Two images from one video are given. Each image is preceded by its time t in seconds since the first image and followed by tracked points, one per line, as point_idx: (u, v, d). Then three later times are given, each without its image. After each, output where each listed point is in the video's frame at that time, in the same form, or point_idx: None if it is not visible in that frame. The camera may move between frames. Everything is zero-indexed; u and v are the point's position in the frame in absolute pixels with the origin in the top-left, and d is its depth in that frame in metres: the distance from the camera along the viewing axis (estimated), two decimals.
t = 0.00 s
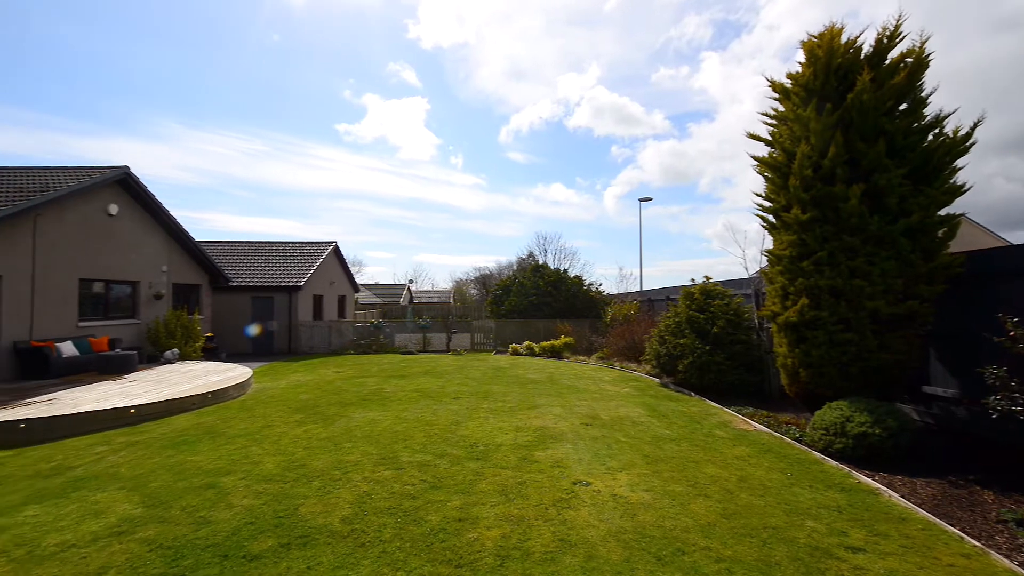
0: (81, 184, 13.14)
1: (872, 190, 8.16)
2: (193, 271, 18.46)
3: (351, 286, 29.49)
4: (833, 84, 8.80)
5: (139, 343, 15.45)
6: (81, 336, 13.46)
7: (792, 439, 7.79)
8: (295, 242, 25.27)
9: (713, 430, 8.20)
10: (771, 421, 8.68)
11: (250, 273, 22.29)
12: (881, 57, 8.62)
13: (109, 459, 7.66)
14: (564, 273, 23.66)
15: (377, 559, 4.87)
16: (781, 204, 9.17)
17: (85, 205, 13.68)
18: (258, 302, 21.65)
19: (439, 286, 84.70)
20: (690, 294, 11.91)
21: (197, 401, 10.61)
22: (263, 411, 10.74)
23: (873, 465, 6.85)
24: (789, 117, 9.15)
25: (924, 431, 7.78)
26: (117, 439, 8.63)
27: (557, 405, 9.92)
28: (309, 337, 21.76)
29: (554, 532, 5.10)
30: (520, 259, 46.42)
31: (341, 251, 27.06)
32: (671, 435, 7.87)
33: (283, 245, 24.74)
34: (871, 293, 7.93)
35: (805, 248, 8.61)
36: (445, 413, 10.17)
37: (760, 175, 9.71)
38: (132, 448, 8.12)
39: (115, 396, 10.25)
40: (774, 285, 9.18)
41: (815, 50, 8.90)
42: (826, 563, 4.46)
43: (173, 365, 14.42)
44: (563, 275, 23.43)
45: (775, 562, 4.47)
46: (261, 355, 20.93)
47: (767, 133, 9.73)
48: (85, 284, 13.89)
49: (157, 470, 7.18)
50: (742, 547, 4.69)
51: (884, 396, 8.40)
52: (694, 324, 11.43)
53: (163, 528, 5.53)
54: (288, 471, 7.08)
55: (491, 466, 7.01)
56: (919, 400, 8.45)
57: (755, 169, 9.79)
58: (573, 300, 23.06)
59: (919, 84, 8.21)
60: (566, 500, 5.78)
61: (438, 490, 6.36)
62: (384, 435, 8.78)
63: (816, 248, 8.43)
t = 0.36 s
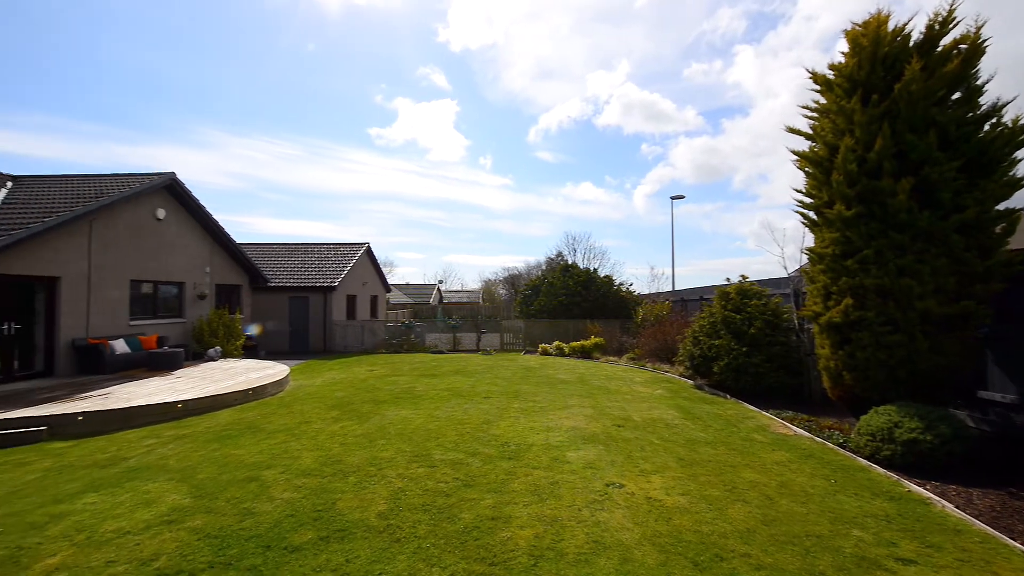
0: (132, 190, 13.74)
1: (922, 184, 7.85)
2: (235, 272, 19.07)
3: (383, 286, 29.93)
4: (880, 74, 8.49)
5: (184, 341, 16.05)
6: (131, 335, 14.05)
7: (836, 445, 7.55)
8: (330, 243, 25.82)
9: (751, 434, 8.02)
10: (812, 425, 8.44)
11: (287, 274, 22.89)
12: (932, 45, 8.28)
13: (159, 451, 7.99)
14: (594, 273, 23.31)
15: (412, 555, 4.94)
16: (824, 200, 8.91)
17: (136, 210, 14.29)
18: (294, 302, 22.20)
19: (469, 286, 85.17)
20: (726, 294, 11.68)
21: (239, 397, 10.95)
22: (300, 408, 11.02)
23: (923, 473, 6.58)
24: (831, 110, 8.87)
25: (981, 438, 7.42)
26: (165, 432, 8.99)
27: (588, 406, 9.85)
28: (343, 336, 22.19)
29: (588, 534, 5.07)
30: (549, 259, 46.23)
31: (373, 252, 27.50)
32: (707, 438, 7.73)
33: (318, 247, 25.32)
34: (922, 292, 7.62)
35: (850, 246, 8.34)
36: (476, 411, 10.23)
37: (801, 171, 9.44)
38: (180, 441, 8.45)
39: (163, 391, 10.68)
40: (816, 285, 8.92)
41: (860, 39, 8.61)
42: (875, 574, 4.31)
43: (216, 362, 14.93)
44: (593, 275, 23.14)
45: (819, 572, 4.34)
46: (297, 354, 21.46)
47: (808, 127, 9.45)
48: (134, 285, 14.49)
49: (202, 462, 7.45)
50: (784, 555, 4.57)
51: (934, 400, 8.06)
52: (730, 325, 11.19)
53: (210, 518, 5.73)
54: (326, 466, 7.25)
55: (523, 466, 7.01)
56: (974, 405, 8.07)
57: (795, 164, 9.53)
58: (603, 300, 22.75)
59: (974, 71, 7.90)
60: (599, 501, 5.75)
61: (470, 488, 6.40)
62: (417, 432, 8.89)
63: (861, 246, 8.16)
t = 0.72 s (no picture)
0: (178, 195, 14.29)
1: (979, 177, 7.51)
2: (274, 273, 19.61)
3: (414, 286, 30.32)
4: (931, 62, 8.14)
5: (226, 339, 16.60)
6: (177, 332, 14.62)
7: (883, 452, 7.29)
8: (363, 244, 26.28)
9: (791, 438, 7.80)
10: (857, 431, 8.16)
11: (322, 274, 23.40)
12: (988, 30, 7.91)
13: (204, 444, 8.28)
14: (625, 272, 23.07)
15: (447, 552, 4.98)
16: (870, 195, 8.60)
17: (181, 214, 14.82)
18: (329, 302, 22.68)
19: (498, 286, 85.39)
20: (764, 294, 11.41)
21: (278, 393, 11.25)
22: (336, 404, 11.26)
23: (980, 483, 6.28)
24: (878, 101, 8.55)
25: None
26: (210, 426, 9.30)
27: (620, 407, 9.76)
28: (376, 335, 22.58)
29: (623, 537, 5.01)
30: (578, 259, 45.97)
31: (405, 253, 27.88)
32: (744, 442, 7.55)
33: (351, 248, 25.80)
34: (978, 292, 7.28)
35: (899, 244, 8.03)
36: (507, 411, 10.25)
37: (845, 165, 9.14)
38: (223, 435, 8.73)
39: (208, 387, 11.06)
40: (861, 284, 8.62)
41: (908, 26, 8.28)
42: None
43: (256, 360, 15.38)
44: (624, 275, 22.90)
45: None
46: (332, 352, 21.91)
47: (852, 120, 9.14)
48: (180, 285, 15.04)
49: (245, 456, 7.68)
50: (829, 565, 4.43)
51: (990, 404, 7.68)
52: (769, 326, 10.90)
53: (253, 510, 5.90)
54: (361, 462, 7.39)
55: (556, 466, 6.98)
56: None
57: (839, 158, 9.23)
58: (634, 300, 22.43)
59: None
60: (634, 504, 5.68)
61: (503, 487, 6.41)
62: (450, 431, 8.97)
63: (911, 243, 7.84)
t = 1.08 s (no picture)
0: (223, 199, 14.83)
1: None
2: (312, 273, 20.11)
3: (446, 286, 30.55)
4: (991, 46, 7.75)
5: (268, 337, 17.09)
6: (223, 331, 15.14)
7: (939, 461, 6.97)
8: (396, 245, 26.68)
9: (837, 444, 7.53)
10: (910, 439, 7.83)
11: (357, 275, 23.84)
12: None
13: (248, 438, 8.55)
14: (658, 272, 22.71)
15: (483, 550, 5.01)
16: (924, 189, 8.23)
17: (226, 217, 15.32)
18: (364, 302, 23.08)
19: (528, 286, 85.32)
20: (807, 294, 11.10)
21: (317, 390, 11.52)
22: (372, 402, 11.45)
23: None
24: (931, 90, 8.19)
25: None
26: (253, 421, 9.60)
27: (654, 409, 9.61)
28: (409, 335, 22.86)
29: (661, 541, 4.94)
30: (609, 259, 45.51)
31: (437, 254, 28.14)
32: (787, 448, 7.34)
33: (385, 249, 26.19)
34: None
35: (956, 240, 7.66)
36: (540, 411, 10.23)
37: (896, 158, 8.77)
38: (266, 430, 8.99)
39: (251, 383, 11.41)
40: (915, 283, 8.27)
41: (965, 10, 7.89)
42: None
43: (295, 358, 15.79)
44: (657, 274, 22.54)
45: None
46: (367, 351, 22.29)
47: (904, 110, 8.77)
48: (225, 286, 15.56)
49: (287, 450, 7.90)
50: None
51: None
52: (812, 327, 10.56)
53: (295, 502, 6.06)
54: (398, 459, 7.49)
55: (590, 468, 6.92)
56: None
57: (889, 151, 8.87)
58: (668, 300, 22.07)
59: None
60: (672, 508, 5.58)
61: (537, 487, 6.39)
62: (484, 430, 9.01)
63: (970, 239, 7.48)
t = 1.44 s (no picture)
0: (264, 203, 15.28)
1: None
2: (347, 274, 20.52)
3: (476, 287, 30.67)
4: None
5: (305, 336, 17.50)
6: (263, 330, 15.57)
7: (999, 471, 6.63)
8: (427, 246, 26.96)
9: (887, 452, 7.24)
10: (967, 447, 7.48)
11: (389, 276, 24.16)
12: None
13: (288, 434, 8.76)
14: (692, 271, 22.28)
15: (517, 550, 5.00)
16: (981, 182, 7.84)
17: (265, 221, 15.75)
18: (396, 302, 23.39)
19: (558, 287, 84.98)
20: (853, 293, 10.68)
21: (352, 388, 11.72)
22: (406, 400, 11.59)
23: None
24: (989, 76, 7.79)
25: None
26: (292, 417, 9.83)
27: (689, 411, 9.43)
28: (440, 335, 23.04)
29: (700, 547, 4.84)
30: (640, 259, 44.92)
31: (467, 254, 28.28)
32: (831, 454, 7.09)
33: (416, 250, 26.47)
34: None
35: (1017, 237, 7.27)
36: (572, 412, 10.16)
37: (951, 150, 8.38)
38: (304, 427, 9.20)
39: (289, 381, 11.69)
40: (972, 282, 7.90)
41: None
42: None
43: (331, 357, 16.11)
44: (691, 274, 22.12)
45: None
46: (400, 351, 22.58)
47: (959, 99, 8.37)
48: (265, 286, 15.99)
49: (325, 447, 8.06)
50: None
51: None
52: (858, 328, 10.17)
53: (333, 497, 6.17)
54: (431, 457, 7.56)
55: (624, 470, 6.83)
56: None
57: (944, 142, 8.47)
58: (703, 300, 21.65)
59: None
60: (710, 513, 5.46)
61: (570, 489, 6.34)
62: (516, 430, 8.99)
63: None
